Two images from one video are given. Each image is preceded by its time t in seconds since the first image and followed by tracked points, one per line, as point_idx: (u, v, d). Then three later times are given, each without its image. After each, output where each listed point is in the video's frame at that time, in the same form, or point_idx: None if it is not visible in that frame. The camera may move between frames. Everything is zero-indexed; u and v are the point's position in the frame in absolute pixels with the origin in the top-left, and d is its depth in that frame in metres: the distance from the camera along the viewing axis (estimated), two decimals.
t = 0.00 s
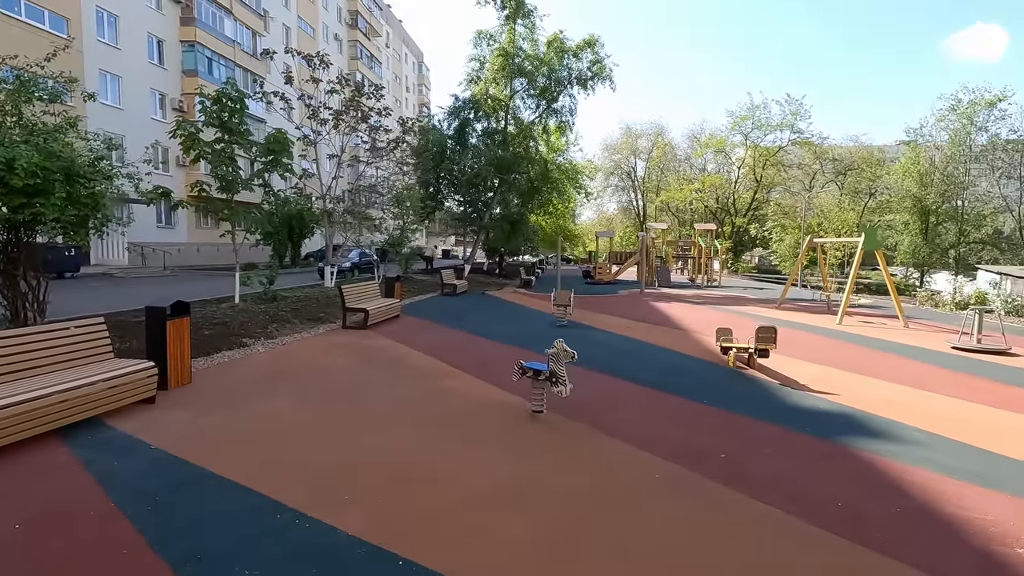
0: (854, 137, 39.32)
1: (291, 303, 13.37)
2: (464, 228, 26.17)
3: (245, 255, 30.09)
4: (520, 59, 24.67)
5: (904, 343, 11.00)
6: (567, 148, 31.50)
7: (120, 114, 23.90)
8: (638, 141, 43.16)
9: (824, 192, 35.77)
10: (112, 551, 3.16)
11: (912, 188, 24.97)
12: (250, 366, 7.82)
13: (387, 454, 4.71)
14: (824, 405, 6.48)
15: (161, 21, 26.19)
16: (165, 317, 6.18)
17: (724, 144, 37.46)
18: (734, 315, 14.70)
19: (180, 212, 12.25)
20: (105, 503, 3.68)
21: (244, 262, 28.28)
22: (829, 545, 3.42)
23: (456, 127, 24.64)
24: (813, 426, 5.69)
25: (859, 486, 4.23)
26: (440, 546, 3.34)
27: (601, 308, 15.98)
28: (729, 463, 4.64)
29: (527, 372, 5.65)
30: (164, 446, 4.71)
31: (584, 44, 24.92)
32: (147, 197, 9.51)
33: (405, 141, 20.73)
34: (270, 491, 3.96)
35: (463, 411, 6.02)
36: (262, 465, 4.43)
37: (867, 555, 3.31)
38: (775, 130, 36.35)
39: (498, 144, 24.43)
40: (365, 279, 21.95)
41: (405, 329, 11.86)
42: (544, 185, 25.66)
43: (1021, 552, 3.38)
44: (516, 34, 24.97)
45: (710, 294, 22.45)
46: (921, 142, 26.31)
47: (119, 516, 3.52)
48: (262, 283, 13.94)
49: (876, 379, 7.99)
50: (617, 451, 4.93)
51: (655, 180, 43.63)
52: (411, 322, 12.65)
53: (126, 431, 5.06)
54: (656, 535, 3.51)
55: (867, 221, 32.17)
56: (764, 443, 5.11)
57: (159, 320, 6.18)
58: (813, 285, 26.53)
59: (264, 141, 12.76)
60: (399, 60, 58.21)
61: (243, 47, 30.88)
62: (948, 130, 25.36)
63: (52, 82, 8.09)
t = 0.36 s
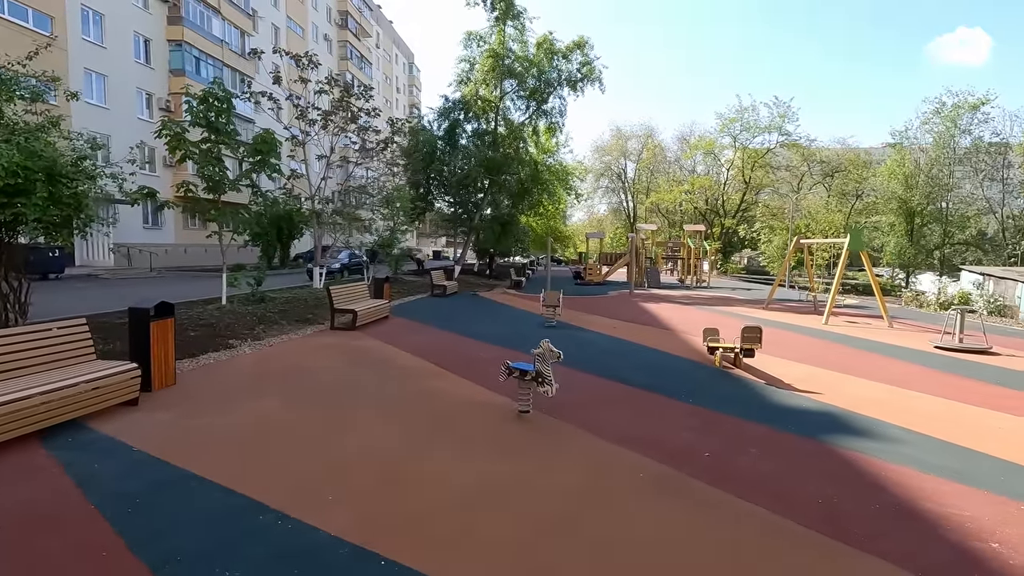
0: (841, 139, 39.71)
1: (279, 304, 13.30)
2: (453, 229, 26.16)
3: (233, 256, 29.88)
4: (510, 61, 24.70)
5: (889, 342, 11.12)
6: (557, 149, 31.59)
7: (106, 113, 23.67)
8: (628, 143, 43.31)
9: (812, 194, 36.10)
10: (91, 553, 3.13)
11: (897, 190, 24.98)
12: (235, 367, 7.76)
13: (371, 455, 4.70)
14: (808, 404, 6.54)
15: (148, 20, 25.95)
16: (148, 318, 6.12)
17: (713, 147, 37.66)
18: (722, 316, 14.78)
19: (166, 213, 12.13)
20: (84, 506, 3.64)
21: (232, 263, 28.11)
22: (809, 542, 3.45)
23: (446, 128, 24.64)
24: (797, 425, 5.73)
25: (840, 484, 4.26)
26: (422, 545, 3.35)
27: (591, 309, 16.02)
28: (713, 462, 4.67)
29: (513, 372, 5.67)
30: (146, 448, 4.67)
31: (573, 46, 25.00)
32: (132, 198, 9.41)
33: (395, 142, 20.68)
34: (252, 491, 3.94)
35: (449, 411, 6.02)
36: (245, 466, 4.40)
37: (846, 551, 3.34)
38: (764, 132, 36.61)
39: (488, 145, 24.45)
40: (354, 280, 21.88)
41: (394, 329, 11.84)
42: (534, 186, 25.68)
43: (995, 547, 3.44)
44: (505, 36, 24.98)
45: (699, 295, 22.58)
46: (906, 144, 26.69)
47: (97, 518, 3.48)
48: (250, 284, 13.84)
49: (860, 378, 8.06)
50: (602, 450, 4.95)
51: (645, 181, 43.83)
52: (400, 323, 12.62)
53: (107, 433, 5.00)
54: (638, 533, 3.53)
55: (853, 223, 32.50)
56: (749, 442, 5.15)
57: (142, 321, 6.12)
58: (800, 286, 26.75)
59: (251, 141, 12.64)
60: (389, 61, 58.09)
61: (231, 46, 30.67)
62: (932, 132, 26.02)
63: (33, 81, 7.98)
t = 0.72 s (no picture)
0: (826, 142, 40.14)
1: (265, 305, 13.20)
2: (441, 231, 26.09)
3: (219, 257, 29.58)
4: (498, 62, 24.72)
5: (872, 342, 11.24)
6: (545, 150, 31.63)
7: (89, 113, 23.35)
8: (617, 145, 43.45)
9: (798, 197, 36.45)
10: (65, 559, 3.08)
11: (880, 192, 25.21)
12: (218, 369, 7.69)
13: (355, 456, 4.69)
14: (791, 403, 6.60)
15: (131, 18, 25.63)
16: (129, 319, 6.05)
17: (701, 149, 37.91)
18: (708, 316, 14.85)
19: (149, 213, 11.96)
20: (59, 511, 3.58)
21: (218, 264, 27.84)
22: (790, 540, 3.48)
23: (434, 129, 24.58)
24: (780, 424, 5.77)
25: (820, 482, 4.31)
26: (403, 546, 3.34)
27: (579, 310, 16.03)
28: (696, 462, 4.70)
29: (499, 373, 5.66)
30: (125, 452, 4.61)
31: (561, 48, 25.07)
32: (115, 198, 9.28)
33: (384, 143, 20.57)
34: (232, 494, 3.91)
35: (434, 412, 6.00)
36: (225, 469, 4.36)
37: (824, 548, 3.38)
38: (750, 135, 36.91)
39: (476, 146, 24.44)
40: (341, 282, 21.75)
41: (381, 331, 11.78)
42: (523, 188, 25.68)
43: (970, 543, 3.49)
44: (494, 37, 25.00)
45: (686, 296, 22.67)
46: (889, 147, 27.09)
47: (73, 524, 3.43)
48: (235, 286, 13.70)
49: (842, 378, 8.15)
50: (586, 450, 4.96)
51: (634, 183, 44.02)
52: (387, 325, 12.56)
53: (86, 437, 4.94)
54: (619, 533, 3.55)
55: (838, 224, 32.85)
56: (732, 442, 5.19)
57: (122, 323, 6.05)
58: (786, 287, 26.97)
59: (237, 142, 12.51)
60: (378, 62, 57.90)
61: (217, 46, 30.40)
62: (914, 136, 26.49)
63: (11, 79, 7.85)
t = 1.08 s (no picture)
0: (811, 145, 40.61)
1: (250, 307, 13.08)
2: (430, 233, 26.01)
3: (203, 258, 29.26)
4: (486, 64, 24.73)
5: (855, 343, 11.37)
6: (533, 152, 31.67)
7: (70, 112, 23.00)
8: (605, 147, 43.58)
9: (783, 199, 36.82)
10: (39, 567, 3.01)
11: (863, 195, 25.55)
12: (202, 372, 7.59)
13: (339, 460, 4.64)
14: (776, 404, 6.65)
15: (114, 17, 25.31)
16: (109, 321, 5.96)
17: (688, 151, 38.17)
18: (695, 318, 14.95)
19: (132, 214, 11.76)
20: (34, 518, 3.50)
21: (203, 266, 27.58)
22: (773, 539, 3.49)
23: (422, 130, 24.50)
24: (764, 424, 5.81)
25: (803, 482, 4.33)
26: (385, 550, 3.30)
27: (567, 311, 16.06)
28: (681, 462, 4.71)
29: (485, 376, 5.64)
30: (103, 457, 4.53)
31: (550, 50, 25.14)
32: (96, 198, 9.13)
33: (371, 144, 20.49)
34: (212, 499, 3.85)
35: (420, 415, 5.97)
36: (206, 473, 4.30)
37: (806, 548, 3.40)
38: (737, 137, 37.20)
39: (465, 148, 24.40)
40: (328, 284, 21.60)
41: (367, 333, 11.70)
42: (511, 189, 25.68)
43: (949, 541, 3.52)
44: (482, 39, 24.98)
45: (673, 297, 22.80)
46: (872, 150, 27.49)
47: (48, 531, 3.36)
48: (219, 288, 13.53)
49: (825, 378, 8.23)
50: (572, 451, 4.96)
51: (622, 185, 44.17)
52: (373, 327, 12.49)
53: (64, 441, 4.85)
54: (602, 534, 3.54)
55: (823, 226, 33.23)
56: (717, 442, 5.21)
57: (102, 325, 5.96)
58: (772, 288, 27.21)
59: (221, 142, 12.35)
60: (366, 62, 57.65)
61: (202, 45, 30.09)
62: (896, 139, 26.89)
63: None
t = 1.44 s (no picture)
0: (795, 148, 41.11)
1: (235, 309, 12.94)
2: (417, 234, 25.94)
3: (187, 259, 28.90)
4: (474, 65, 24.73)
5: (837, 343, 11.51)
6: (521, 153, 31.70)
7: (49, 110, 22.62)
8: (592, 149, 43.71)
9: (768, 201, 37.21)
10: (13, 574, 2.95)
11: (846, 197, 25.92)
12: (184, 375, 7.49)
13: (323, 462, 4.61)
14: (760, 404, 6.70)
15: (95, 14, 24.94)
16: (88, 324, 5.86)
17: (675, 153, 38.46)
18: (681, 319, 15.04)
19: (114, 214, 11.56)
20: (9, 525, 3.43)
21: (186, 267, 27.25)
22: (756, 539, 3.51)
23: (410, 131, 24.42)
24: (749, 424, 5.85)
25: (787, 481, 4.36)
26: (368, 553, 3.28)
27: (554, 313, 16.08)
28: (666, 462, 4.74)
29: (471, 377, 5.63)
30: (81, 461, 4.44)
31: (537, 52, 25.22)
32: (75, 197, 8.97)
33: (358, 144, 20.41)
34: (193, 503, 3.81)
35: (405, 417, 5.94)
36: (187, 477, 4.23)
37: (788, 547, 3.42)
38: (723, 140, 37.52)
39: (452, 149, 24.38)
40: (314, 285, 21.43)
41: (353, 334, 11.63)
42: (499, 191, 25.68)
43: (927, 538, 3.57)
44: (469, 40, 24.98)
45: (659, 298, 22.92)
46: (855, 153, 27.92)
47: (23, 537, 3.29)
48: (203, 289, 13.36)
49: (809, 378, 8.32)
50: (558, 453, 4.95)
51: (610, 187, 44.31)
52: (360, 328, 12.42)
53: (41, 446, 4.76)
54: (585, 534, 3.54)
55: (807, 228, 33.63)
56: (702, 442, 5.25)
57: (81, 328, 5.86)
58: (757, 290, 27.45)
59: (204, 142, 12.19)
60: (353, 63, 57.38)
61: (185, 44, 29.76)
62: (878, 143, 27.30)
63: None
